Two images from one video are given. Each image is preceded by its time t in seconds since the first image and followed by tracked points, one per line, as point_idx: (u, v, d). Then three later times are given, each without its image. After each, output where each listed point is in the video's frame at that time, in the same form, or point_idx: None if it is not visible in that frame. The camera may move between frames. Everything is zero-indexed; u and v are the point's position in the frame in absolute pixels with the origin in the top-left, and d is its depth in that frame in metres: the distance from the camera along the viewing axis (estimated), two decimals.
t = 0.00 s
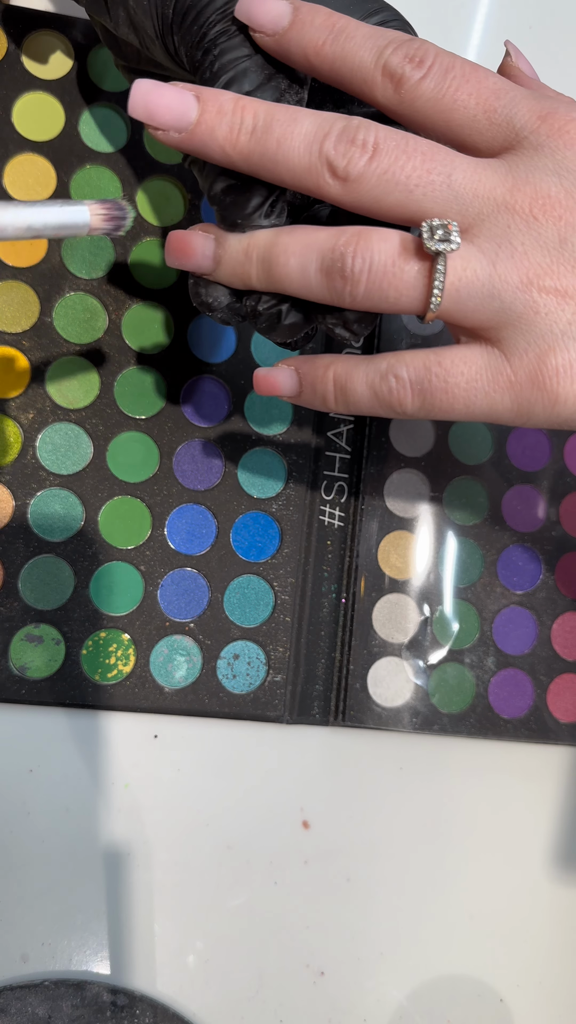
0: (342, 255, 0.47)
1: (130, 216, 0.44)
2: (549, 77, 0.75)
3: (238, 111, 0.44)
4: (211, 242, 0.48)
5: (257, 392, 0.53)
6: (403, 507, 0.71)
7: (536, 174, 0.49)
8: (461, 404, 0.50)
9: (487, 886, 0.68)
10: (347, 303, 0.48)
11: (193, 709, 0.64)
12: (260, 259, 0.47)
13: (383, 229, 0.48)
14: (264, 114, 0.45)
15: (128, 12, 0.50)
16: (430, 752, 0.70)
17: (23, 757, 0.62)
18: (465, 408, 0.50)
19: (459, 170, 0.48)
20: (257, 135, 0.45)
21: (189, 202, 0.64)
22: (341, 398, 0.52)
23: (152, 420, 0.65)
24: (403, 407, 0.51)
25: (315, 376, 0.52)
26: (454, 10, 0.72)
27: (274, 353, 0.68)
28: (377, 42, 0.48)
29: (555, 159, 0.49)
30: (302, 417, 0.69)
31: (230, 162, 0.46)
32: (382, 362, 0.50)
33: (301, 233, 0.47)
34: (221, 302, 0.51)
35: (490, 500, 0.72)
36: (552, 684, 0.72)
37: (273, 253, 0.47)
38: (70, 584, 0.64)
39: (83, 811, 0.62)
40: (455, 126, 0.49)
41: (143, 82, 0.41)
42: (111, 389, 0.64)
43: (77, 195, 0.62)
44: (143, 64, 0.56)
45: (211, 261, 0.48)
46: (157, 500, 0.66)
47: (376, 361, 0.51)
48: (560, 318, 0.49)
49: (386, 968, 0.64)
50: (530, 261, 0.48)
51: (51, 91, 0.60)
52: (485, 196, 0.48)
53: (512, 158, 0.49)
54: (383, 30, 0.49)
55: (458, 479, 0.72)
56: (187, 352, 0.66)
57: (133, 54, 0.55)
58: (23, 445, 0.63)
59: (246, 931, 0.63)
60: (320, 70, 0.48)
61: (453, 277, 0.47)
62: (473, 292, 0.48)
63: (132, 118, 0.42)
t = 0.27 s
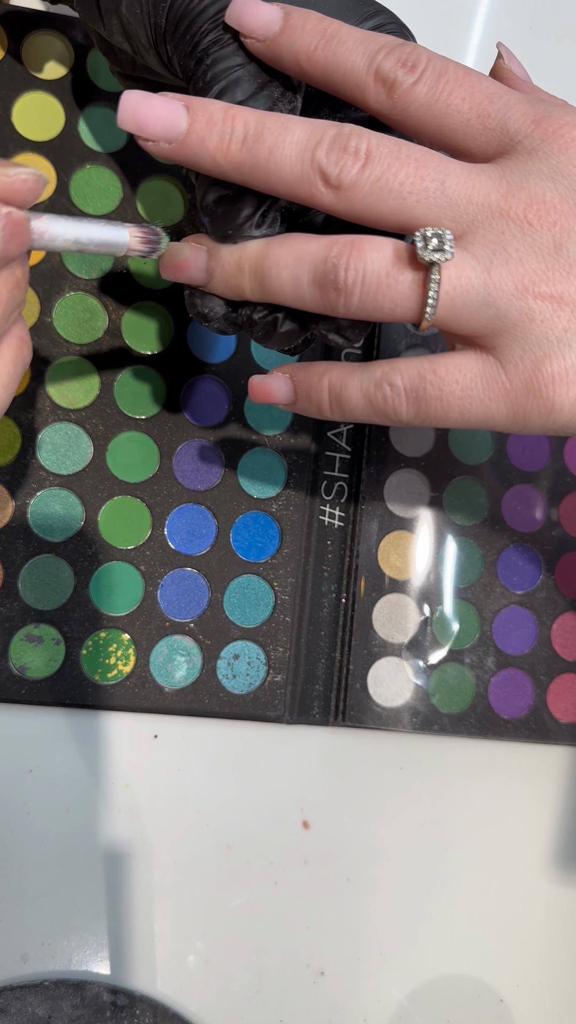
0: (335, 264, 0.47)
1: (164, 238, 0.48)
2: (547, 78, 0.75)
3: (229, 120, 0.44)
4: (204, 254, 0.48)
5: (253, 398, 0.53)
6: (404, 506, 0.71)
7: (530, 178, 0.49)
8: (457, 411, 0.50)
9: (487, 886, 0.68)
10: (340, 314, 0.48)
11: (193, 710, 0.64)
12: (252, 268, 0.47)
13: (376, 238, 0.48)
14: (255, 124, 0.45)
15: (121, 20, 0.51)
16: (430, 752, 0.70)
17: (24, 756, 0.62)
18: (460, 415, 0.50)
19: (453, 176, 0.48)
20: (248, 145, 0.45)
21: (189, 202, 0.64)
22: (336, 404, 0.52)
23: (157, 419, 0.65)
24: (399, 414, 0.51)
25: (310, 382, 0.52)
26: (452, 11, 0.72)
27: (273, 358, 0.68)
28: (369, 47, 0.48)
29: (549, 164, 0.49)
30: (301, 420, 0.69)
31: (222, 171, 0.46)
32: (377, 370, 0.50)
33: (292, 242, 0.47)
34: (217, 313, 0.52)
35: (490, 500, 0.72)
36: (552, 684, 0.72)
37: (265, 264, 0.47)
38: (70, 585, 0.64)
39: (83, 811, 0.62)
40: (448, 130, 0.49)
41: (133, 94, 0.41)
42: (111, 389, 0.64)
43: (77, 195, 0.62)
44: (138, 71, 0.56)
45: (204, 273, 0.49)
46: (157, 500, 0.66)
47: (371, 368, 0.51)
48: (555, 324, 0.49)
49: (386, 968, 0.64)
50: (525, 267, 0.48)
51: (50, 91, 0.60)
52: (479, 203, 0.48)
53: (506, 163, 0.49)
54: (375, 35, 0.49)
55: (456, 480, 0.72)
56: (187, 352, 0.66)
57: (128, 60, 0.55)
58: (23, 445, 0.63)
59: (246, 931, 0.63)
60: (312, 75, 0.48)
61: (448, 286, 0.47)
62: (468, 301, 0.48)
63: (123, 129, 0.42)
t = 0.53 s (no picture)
0: (333, 267, 0.47)
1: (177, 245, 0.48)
2: (546, 78, 0.75)
3: (226, 127, 0.44)
4: (203, 261, 0.48)
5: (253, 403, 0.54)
6: (403, 506, 0.71)
7: (527, 180, 0.49)
8: (455, 413, 0.50)
9: (487, 886, 0.68)
10: (338, 318, 0.48)
11: (192, 709, 0.64)
12: (251, 275, 0.47)
13: (372, 243, 0.48)
14: (252, 129, 0.45)
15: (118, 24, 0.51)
16: (431, 752, 0.70)
17: (23, 756, 0.62)
18: (458, 417, 0.50)
19: (449, 179, 0.48)
20: (246, 150, 0.45)
21: (189, 202, 0.64)
22: (335, 407, 0.52)
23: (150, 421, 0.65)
24: (397, 416, 0.51)
25: (309, 385, 0.52)
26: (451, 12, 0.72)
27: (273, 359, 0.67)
28: (366, 50, 0.48)
29: (546, 166, 0.49)
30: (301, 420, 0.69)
31: (220, 177, 0.46)
32: (375, 372, 0.50)
33: (291, 250, 0.47)
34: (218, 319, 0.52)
35: (490, 499, 0.72)
36: (552, 684, 0.72)
37: (263, 266, 0.47)
38: (70, 585, 0.64)
39: (83, 810, 0.62)
40: (445, 133, 0.49)
41: (130, 101, 0.42)
42: (111, 389, 0.64)
43: (77, 195, 0.62)
44: (136, 75, 0.56)
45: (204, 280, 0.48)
46: (157, 500, 0.66)
47: (369, 370, 0.51)
48: (553, 326, 0.49)
49: (386, 968, 0.64)
50: (522, 269, 0.48)
51: (51, 91, 0.60)
52: (476, 205, 0.48)
53: (503, 164, 0.49)
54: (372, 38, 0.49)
55: (456, 480, 0.72)
56: (187, 352, 0.66)
57: (125, 64, 0.55)
58: (23, 445, 0.63)
59: (246, 931, 0.63)
60: (310, 78, 0.48)
61: (446, 288, 0.47)
62: (465, 303, 0.48)
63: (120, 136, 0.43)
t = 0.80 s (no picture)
0: (331, 270, 0.47)
1: (189, 253, 0.47)
2: (546, 80, 0.74)
3: (224, 130, 0.44)
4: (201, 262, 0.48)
5: (252, 405, 0.54)
6: (403, 506, 0.71)
7: (524, 183, 0.49)
8: (452, 416, 0.50)
9: (487, 886, 0.68)
10: (336, 319, 0.48)
11: (193, 710, 0.64)
12: (249, 275, 0.47)
13: (370, 245, 0.48)
14: (250, 132, 0.45)
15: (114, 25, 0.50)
16: (431, 752, 0.70)
17: (24, 756, 0.62)
18: (455, 420, 0.50)
19: (446, 182, 0.48)
20: (243, 153, 0.45)
21: (189, 202, 0.64)
22: (334, 410, 0.52)
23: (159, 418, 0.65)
24: (395, 420, 0.51)
25: (308, 388, 0.52)
26: (451, 13, 0.72)
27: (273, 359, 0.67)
28: (363, 54, 0.48)
29: (543, 169, 0.49)
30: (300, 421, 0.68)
31: (218, 179, 0.46)
32: (373, 375, 0.51)
33: (289, 249, 0.47)
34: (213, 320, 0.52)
35: (490, 500, 0.72)
36: (553, 684, 0.72)
37: (261, 268, 0.47)
38: (70, 585, 0.63)
39: (83, 810, 0.62)
40: (442, 137, 0.49)
41: (129, 102, 0.42)
42: (111, 389, 0.64)
43: (77, 196, 0.62)
44: (131, 76, 0.56)
45: (201, 280, 0.48)
46: (157, 500, 0.66)
47: (367, 374, 0.51)
48: (550, 329, 0.48)
49: (386, 968, 0.64)
50: (518, 271, 0.48)
51: (51, 91, 0.60)
52: (473, 208, 0.48)
53: (500, 167, 0.49)
54: (369, 42, 0.49)
55: (457, 480, 0.72)
56: (188, 352, 0.66)
57: (122, 65, 0.55)
58: (23, 445, 0.63)
59: (246, 931, 0.63)
60: (307, 82, 0.48)
61: (442, 291, 0.47)
62: (463, 305, 0.48)
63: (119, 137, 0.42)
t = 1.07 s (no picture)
0: (325, 271, 0.47)
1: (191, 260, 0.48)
2: (544, 81, 0.74)
3: (219, 132, 0.44)
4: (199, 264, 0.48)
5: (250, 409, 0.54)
6: (403, 506, 0.71)
7: (517, 185, 0.49)
8: (446, 417, 0.50)
9: (487, 886, 0.68)
10: (330, 320, 0.48)
11: (192, 710, 0.64)
12: (245, 275, 0.47)
13: (364, 246, 0.48)
14: (244, 134, 0.45)
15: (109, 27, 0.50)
16: (431, 752, 0.70)
17: (24, 756, 0.62)
18: (450, 421, 0.50)
19: (440, 184, 0.48)
20: (238, 155, 0.45)
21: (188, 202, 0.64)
22: (329, 412, 0.52)
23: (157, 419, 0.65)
24: (390, 422, 0.51)
25: (304, 390, 0.52)
26: (449, 14, 0.72)
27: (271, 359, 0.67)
28: (356, 57, 0.48)
29: (535, 171, 0.49)
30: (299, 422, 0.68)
31: (213, 181, 0.46)
32: (368, 378, 0.51)
33: (285, 250, 0.48)
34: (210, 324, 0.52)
35: (490, 499, 0.72)
36: (553, 684, 0.72)
37: (257, 270, 0.47)
38: (70, 585, 0.63)
39: (83, 811, 0.62)
40: (435, 140, 0.49)
41: (125, 108, 0.42)
42: (111, 389, 0.64)
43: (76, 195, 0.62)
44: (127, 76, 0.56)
45: (198, 280, 0.48)
46: (157, 500, 0.66)
47: (362, 377, 0.51)
48: (543, 329, 0.48)
49: (386, 967, 0.64)
50: (511, 272, 0.48)
51: (51, 91, 0.60)
52: (465, 209, 0.48)
53: (493, 170, 0.49)
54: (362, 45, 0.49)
55: (458, 480, 0.72)
56: (187, 352, 0.66)
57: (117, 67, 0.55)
58: (23, 445, 0.63)
59: (246, 931, 0.63)
60: (301, 85, 0.48)
61: (435, 294, 0.47)
62: (457, 306, 0.48)
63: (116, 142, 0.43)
